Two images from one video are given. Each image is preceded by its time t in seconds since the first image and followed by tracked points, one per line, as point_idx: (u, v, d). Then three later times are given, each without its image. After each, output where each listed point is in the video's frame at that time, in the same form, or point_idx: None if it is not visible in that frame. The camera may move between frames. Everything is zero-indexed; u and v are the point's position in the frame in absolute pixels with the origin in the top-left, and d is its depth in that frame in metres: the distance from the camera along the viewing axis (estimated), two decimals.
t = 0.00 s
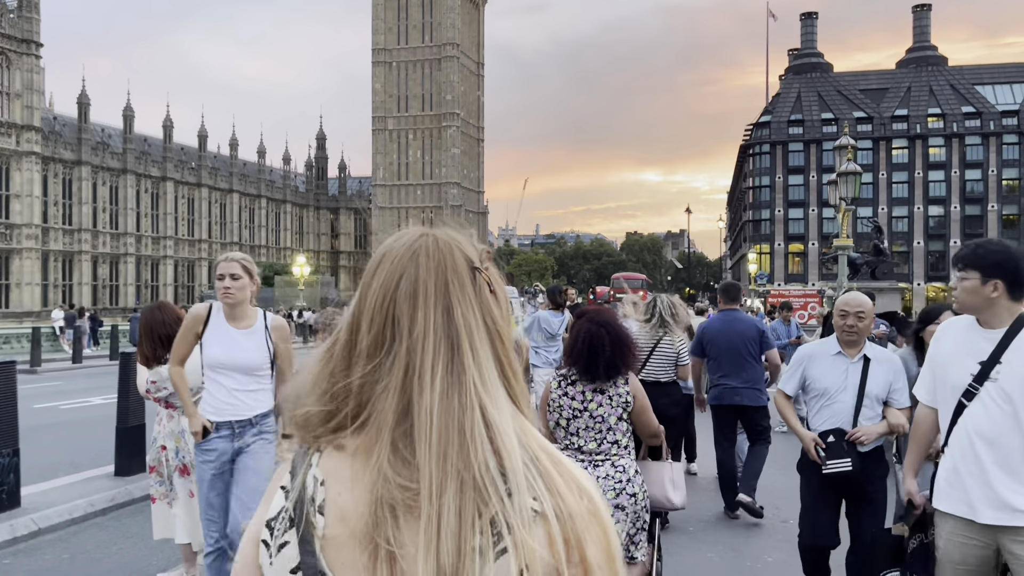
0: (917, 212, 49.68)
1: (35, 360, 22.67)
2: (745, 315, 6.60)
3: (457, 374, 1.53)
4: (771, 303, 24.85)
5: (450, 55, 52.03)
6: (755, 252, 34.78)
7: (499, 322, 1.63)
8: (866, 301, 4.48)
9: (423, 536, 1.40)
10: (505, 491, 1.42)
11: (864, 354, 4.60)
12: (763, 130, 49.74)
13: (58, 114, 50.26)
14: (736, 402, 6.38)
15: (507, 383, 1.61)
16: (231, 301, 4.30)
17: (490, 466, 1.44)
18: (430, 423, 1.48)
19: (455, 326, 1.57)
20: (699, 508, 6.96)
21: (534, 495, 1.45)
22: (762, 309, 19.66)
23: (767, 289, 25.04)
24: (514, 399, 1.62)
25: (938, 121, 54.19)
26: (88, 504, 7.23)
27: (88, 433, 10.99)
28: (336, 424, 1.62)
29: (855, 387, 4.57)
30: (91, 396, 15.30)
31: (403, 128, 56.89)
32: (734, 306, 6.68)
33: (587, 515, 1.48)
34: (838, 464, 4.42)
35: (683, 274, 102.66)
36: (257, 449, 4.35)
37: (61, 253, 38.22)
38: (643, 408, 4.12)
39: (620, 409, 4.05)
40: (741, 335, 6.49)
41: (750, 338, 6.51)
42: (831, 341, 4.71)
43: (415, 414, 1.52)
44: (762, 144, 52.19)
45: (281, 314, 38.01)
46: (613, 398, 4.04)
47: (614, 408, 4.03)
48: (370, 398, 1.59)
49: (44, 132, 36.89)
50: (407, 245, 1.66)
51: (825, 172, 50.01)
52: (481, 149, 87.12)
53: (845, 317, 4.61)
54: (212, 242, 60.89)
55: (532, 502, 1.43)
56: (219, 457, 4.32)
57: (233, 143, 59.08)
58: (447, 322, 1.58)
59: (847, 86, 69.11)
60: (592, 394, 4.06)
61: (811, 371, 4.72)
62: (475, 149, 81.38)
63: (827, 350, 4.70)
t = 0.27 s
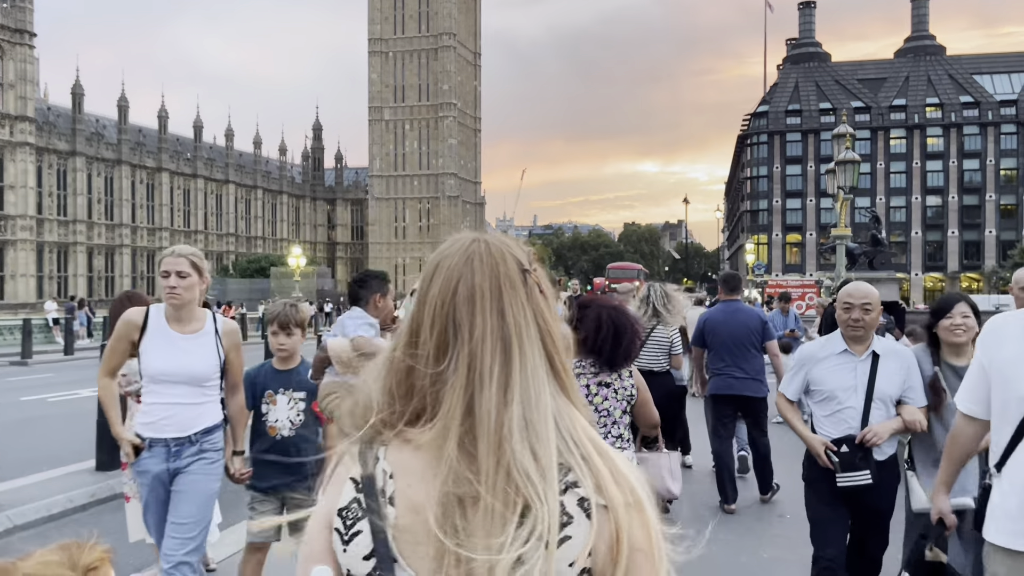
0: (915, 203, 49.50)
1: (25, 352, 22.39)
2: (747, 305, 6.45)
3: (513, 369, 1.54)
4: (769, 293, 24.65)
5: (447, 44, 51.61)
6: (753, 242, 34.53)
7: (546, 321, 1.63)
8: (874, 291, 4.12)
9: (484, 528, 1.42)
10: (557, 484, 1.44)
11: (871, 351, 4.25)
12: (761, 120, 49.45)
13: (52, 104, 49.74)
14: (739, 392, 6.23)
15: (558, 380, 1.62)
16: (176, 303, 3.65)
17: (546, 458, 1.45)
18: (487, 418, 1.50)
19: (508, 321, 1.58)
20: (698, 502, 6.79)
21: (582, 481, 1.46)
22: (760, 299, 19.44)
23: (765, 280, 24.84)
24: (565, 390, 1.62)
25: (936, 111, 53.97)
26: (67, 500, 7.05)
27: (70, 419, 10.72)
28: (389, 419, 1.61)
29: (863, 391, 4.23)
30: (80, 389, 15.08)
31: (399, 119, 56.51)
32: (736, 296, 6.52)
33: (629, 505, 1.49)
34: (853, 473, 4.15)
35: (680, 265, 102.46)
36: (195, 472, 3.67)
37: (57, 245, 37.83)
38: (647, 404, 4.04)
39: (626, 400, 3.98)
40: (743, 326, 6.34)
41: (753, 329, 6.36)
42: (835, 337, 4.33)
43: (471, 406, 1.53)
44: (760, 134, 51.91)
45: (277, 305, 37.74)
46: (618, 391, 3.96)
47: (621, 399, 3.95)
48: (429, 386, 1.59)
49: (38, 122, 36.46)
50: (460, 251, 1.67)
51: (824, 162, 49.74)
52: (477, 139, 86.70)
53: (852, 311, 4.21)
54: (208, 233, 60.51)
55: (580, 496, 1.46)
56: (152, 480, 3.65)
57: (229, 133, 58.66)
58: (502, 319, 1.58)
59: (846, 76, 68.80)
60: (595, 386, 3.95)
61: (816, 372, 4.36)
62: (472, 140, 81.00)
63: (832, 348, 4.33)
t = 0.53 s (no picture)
0: (913, 195, 49.32)
1: (18, 347, 22.22)
2: (763, 303, 6.37)
3: (573, 340, 1.57)
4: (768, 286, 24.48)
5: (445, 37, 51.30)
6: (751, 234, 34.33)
7: (601, 296, 1.67)
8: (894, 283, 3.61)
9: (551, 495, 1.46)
10: (619, 450, 1.49)
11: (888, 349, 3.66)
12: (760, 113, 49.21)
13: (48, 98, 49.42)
14: (751, 389, 6.17)
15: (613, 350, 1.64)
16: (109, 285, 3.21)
17: (608, 425, 1.49)
18: (552, 387, 1.53)
19: (568, 295, 1.61)
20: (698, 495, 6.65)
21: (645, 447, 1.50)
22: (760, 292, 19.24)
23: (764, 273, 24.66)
24: (619, 360, 1.66)
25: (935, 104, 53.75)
26: (46, 500, 6.84)
27: (55, 412, 10.48)
28: (444, 388, 1.62)
29: (883, 393, 3.62)
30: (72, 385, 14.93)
31: (397, 113, 56.26)
32: (752, 293, 6.43)
33: (684, 473, 1.54)
34: (882, 486, 3.49)
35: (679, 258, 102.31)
36: (140, 487, 3.24)
37: (54, 239, 37.57)
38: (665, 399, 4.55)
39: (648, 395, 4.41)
40: (762, 325, 6.27)
41: (768, 327, 6.30)
42: (844, 334, 3.77)
43: (531, 376, 1.55)
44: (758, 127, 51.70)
45: (274, 299, 37.61)
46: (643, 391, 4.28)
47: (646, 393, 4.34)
48: (487, 358, 1.61)
49: (33, 116, 36.18)
50: (513, 227, 1.69)
51: (822, 155, 49.54)
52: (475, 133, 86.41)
53: (866, 303, 3.68)
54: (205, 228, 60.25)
55: (641, 465, 1.51)
56: (80, 503, 3.16)
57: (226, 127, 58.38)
58: (562, 292, 1.61)
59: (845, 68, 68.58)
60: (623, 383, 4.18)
61: (825, 375, 3.76)
62: (471, 133, 80.73)
63: (843, 347, 3.75)
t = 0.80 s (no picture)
0: (915, 186, 49.01)
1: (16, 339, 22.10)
2: (778, 293, 6.24)
3: (592, 339, 1.71)
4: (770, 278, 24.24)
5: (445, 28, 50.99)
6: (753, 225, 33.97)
7: (614, 307, 1.81)
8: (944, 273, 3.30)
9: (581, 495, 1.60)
10: (642, 450, 1.63)
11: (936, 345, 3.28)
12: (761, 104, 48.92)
13: (46, 90, 49.00)
14: (764, 378, 6.06)
15: (625, 349, 1.78)
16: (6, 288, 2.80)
17: (627, 427, 1.64)
18: (576, 396, 1.66)
19: (584, 307, 1.75)
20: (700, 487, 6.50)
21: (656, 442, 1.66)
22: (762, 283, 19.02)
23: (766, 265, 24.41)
24: (633, 362, 1.80)
25: (938, 94, 53.38)
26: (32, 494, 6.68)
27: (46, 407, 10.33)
28: (474, 396, 1.75)
29: (927, 396, 3.23)
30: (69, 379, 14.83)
31: (397, 105, 55.89)
32: (767, 281, 6.28)
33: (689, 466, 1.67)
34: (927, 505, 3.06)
35: (679, 250, 101.98)
36: (68, 516, 2.88)
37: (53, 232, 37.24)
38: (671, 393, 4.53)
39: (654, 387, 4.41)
40: (776, 313, 6.14)
41: (783, 317, 6.18)
42: (883, 326, 3.36)
43: (557, 377, 1.69)
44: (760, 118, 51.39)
45: (274, 293, 37.36)
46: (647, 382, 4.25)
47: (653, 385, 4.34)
48: (511, 365, 1.74)
49: (32, 108, 35.87)
50: (530, 240, 1.83)
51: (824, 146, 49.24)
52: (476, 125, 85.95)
53: (912, 295, 3.31)
54: (205, 220, 59.96)
55: (658, 463, 1.66)
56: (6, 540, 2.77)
57: (225, 119, 58.04)
58: (580, 305, 1.76)
59: (848, 59, 68.11)
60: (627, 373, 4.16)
61: (859, 372, 3.36)
62: (471, 125, 80.31)
63: (881, 344, 3.34)
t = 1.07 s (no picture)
0: (917, 175, 48.80)
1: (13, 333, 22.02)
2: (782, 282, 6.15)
3: (593, 295, 1.75)
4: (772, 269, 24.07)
5: (445, 18, 50.80)
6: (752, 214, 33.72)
7: (619, 261, 1.83)
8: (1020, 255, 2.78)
9: (584, 437, 1.62)
10: (643, 394, 1.65)
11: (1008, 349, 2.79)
12: (762, 93, 48.69)
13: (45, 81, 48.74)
14: (767, 368, 5.95)
15: (629, 304, 1.81)
16: None
17: (628, 369, 1.67)
18: (579, 347, 1.70)
19: (588, 264, 1.79)
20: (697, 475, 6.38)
21: (659, 392, 1.68)
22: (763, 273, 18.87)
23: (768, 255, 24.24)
24: (639, 319, 1.82)
25: (939, 82, 53.14)
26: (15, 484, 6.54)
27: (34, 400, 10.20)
28: (495, 355, 1.82)
29: (996, 404, 2.77)
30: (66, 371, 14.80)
31: (397, 96, 55.61)
32: (770, 270, 6.19)
33: (696, 415, 1.69)
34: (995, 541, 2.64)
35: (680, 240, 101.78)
36: None
37: (53, 224, 37.07)
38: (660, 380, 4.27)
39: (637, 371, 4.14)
40: (780, 302, 6.04)
41: (787, 306, 6.08)
42: (945, 322, 2.90)
43: (562, 332, 1.72)
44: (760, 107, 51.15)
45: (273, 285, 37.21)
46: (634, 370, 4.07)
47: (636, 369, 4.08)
48: (520, 323, 1.79)
49: (31, 100, 35.64)
50: (538, 206, 1.87)
51: (825, 135, 49.00)
52: (476, 116, 85.62)
53: (983, 287, 2.85)
54: (206, 212, 59.78)
55: (662, 408, 1.67)
56: None
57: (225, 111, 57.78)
58: (583, 260, 1.79)
59: (849, 48, 67.80)
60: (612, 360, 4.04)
61: (913, 374, 2.91)
62: (471, 116, 80.02)
63: (943, 342, 2.87)
